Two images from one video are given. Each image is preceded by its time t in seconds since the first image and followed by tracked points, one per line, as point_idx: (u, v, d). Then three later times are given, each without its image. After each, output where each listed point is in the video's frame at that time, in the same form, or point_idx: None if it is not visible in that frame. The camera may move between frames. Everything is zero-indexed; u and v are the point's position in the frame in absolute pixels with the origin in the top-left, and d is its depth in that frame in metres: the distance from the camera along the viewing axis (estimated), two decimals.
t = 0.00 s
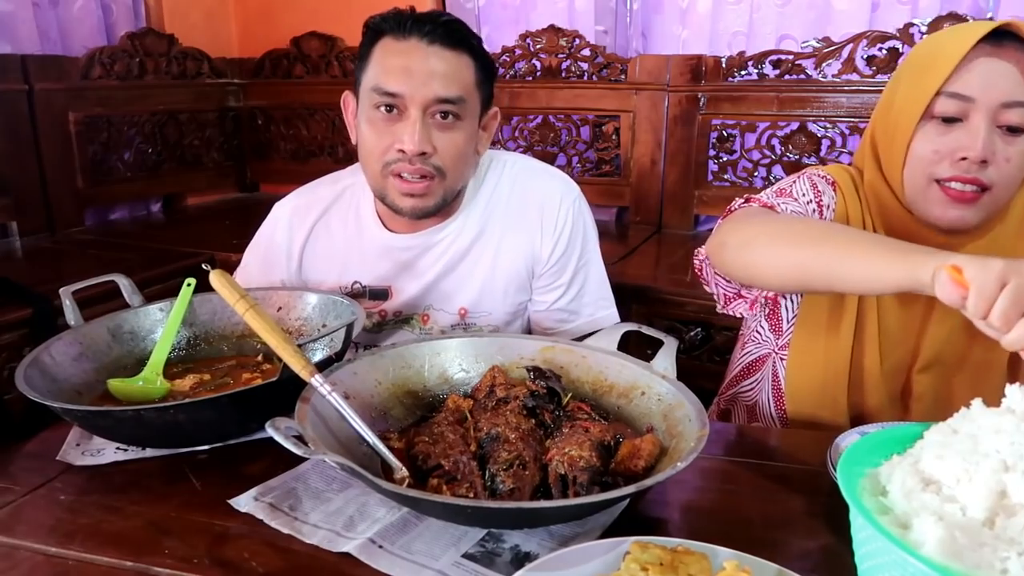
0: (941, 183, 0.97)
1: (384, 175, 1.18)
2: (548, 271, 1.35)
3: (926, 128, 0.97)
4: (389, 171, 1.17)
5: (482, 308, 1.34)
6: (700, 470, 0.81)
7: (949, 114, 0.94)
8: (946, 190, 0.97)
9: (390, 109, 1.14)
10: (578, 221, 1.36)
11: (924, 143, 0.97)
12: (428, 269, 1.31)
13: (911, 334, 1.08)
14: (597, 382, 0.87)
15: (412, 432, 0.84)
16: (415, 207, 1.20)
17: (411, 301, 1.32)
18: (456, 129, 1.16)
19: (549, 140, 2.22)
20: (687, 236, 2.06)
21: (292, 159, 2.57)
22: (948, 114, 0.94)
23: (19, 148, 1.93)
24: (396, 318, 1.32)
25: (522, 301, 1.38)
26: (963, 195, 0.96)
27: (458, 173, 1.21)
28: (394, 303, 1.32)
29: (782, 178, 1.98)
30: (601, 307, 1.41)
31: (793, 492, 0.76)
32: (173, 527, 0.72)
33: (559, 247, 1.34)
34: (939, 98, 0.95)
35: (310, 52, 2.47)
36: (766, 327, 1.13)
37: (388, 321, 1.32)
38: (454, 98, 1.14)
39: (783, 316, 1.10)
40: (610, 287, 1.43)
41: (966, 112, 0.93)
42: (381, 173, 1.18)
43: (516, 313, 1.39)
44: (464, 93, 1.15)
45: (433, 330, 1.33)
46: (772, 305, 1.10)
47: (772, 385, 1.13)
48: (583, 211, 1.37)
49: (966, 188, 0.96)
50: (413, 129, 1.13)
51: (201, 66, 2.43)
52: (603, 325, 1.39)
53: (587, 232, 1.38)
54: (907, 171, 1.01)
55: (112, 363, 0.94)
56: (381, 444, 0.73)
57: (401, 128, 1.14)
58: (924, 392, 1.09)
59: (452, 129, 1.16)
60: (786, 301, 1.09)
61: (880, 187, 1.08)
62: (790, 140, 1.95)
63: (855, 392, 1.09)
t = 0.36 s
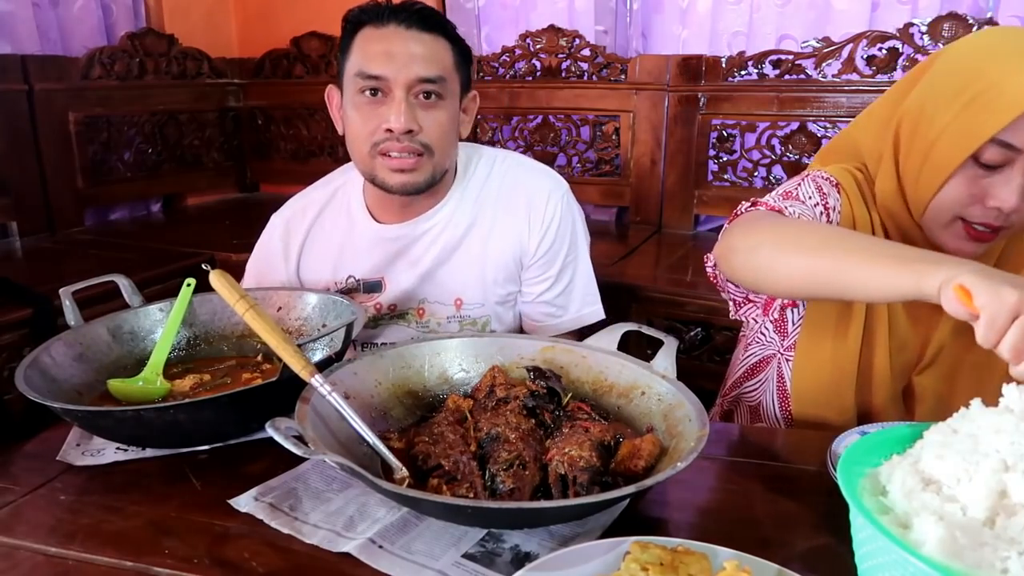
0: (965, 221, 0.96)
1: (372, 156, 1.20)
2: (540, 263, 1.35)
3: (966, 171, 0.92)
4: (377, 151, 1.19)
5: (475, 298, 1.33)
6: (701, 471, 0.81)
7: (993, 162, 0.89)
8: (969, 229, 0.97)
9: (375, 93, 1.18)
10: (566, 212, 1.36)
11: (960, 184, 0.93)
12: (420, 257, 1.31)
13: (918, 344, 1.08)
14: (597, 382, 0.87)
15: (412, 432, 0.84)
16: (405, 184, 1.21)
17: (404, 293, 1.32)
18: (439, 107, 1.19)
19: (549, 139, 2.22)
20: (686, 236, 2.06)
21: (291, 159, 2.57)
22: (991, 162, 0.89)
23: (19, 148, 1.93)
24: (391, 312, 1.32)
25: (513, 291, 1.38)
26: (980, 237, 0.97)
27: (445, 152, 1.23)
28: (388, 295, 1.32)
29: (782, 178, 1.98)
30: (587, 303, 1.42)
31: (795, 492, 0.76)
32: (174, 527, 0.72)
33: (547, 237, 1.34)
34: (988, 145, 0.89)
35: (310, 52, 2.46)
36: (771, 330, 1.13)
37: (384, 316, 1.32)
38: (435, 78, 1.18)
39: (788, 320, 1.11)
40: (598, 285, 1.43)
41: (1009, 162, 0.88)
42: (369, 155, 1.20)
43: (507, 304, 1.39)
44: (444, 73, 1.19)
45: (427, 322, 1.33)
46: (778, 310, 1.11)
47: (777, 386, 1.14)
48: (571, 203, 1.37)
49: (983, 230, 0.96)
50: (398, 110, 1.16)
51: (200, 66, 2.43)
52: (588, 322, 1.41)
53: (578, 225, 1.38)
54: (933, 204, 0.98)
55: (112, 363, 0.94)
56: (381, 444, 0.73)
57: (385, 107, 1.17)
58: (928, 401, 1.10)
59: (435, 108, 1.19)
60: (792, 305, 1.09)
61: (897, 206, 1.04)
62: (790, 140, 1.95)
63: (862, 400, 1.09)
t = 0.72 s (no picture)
0: (972, 206, 0.96)
1: (379, 154, 1.21)
2: (534, 258, 1.35)
3: (969, 151, 0.93)
4: (384, 149, 1.20)
5: (471, 292, 1.33)
6: (702, 471, 0.81)
7: (993, 139, 0.91)
8: (977, 214, 0.96)
9: (379, 93, 1.17)
10: (560, 208, 1.36)
11: (962, 165, 0.94)
12: (414, 250, 1.32)
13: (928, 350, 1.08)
14: (597, 382, 0.87)
15: (412, 432, 0.84)
16: (412, 179, 1.22)
17: (400, 287, 1.32)
18: (441, 103, 1.20)
19: (549, 139, 2.22)
20: (686, 236, 2.06)
21: (291, 159, 2.57)
22: (991, 138, 0.91)
23: (18, 148, 1.93)
24: (387, 307, 1.32)
25: (508, 286, 1.38)
26: (992, 221, 0.95)
27: (447, 145, 1.24)
28: (383, 289, 1.32)
29: (782, 178, 1.98)
30: (580, 300, 1.41)
31: (794, 492, 0.76)
32: (174, 527, 0.72)
33: (542, 233, 1.33)
34: (986, 122, 0.90)
35: (310, 52, 2.46)
36: (779, 333, 1.14)
37: (379, 310, 1.32)
38: (437, 75, 1.18)
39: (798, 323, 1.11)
40: (590, 281, 1.42)
41: (1010, 138, 0.89)
42: (375, 153, 1.21)
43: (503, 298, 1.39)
44: (443, 68, 1.19)
45: (423, 318, 1.32)
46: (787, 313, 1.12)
47: (785, 389, 1.14)
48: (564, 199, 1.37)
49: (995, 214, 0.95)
50: (405, 108, 1.16)
51: (201, 66, 2.43)
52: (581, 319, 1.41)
53: (573, 221, 1.38)
54: (938, 190, 0.99)
55: (112, 363, 0.94)
56: (381, 444, 0.73)
57: (391, 106, 1.17)
58: (937, 406, 1.10)
59: (437, 104, 1.19)
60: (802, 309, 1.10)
61: (903, 203, 1.05)
62: (790, 140, 1.95)
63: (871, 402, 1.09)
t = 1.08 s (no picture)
0: (956, 184, 0.95)
1: (315, 153, 1.23)
2: (527, 246, 1.35)
3: (945, 129, 0.94)
4: (317, 149, 1.22)
5: (463, 282, 1.33)
6: (703, 471, 0.81)
7: (965, 114, 0.91)
8: (962, 191, 0.95)
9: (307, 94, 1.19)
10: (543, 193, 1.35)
11: (940, 144, 0.94)
12: (400, 241, 1.32)
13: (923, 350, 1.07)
14: (597, 382, 0.87)
15: (412, 432, 0.83)
16: (349, 176, 1.24)
17: (390, 280, 1.32)
18: (368, 100, 1.19)
19: (549, 140, 2.22)
20: (686, 236, 2.06)
21: (291, 159, 2.57)
22: (965, 114, 0.91)
23: (18, 147, 1.93)
24: (380, 297, 1.33)
25: (505, 275, 1.37)
26: (978, 197, 0.94)
27: (384, 141, 1.23)
28: (371, 282, 1.32)
29: (782, 178, 1.98)
30: (587, 275, 1.42)
31: (793, 491, 0.77)
32: (174, 526, 0.72)
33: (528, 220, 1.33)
34: (957, 99, 0.91)
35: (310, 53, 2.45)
36: (774, 335, 1.15)
37: (373, 300, 1.33)
38: (358, 73, 1.17)
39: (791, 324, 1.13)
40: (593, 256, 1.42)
41: (982, 113, 0.90)
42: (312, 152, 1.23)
43: (501, 288, 1.37)
44: (366, 65, 1.18)
45: (416, 309, 1.32)
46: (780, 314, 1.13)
47: (781, 390, 1.14)
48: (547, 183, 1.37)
49: (980, 190, 0.94)
50: (325, 108, 1.17)
51: (201, 66, 2.43)
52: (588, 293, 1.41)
53: (565, 208, 1.37)
54: (921, 173, 0.99)
55: (112, 363, 0.94)
56: (381, 444, 0.74)
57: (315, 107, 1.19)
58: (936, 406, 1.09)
59: (364, 102, 1.19)
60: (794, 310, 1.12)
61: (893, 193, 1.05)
62: (790, 140, 1.95)
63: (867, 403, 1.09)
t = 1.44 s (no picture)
0: (941, 173, 0.97)
1: (317, 139, 1.24)
2: (523, 230, 1.34)
3: (925, 120, 0.96)
4: (320, 134, 1.23)
5: (458, 269, 1.32)
6: (702, 471, 0.81)
7: (944, 104, 0.94)
8: (947, 179, 0.96)
9: (310, 79, 1.22)
10: (535, 179, 1.35)
11: (922, 135, 0.96)
12: (388, 229, 1.31)
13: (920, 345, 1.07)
14: (597, 382, 0.87)
15: (412, 432, 0.83)
16: (353, 161, 1.24)
17: (386, 271, 1.31)
18: (371, 83, 1.22)
19: (549, 139, 2.22)
20: (686, 236, 2.06)
21: (291, 159, 2.57)
22: (944, 104, 0.94)
23: (18, 147, 1.93)
24: (375, 290, 1.32)
25: (503, 261, 1.37)
26: (963, 183, 0.95)
27: (387, 124, 1.25)
28: (364, 273, 1.32)
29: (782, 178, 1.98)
30: (579, 253, 1.41)
31: (793, 492, 0.76)
32: (174, 526, 0.72)
33: (524, 202, 1.33)
34: (935, 90, 0.95)
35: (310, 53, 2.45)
36: (769, 333, 1.14)
37: (367, 291, 1.32)
38: (362, 56, 1.21)
39: (785, 322, 1.13)
40: (581, 232, 1.41)
41: (960, 102, 0.93)
42: (314, 138, 1.24)
43: (498, 273, 1.37)
44: (370, 49, 1.22)
45: (412, 299, 1.32)
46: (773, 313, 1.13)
47: (780, 388, 1.14)
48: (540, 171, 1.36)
49: (965, 176, 0.95)
50: (331, 91, 1.20)
51: (201, 66, 2.43)
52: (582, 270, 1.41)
53: (560, 193, 1.37)
54: (906, 164, 1.00)
55: (112, 363, 0.94)
56: (381, 444, 0.74)
57: (317, 91, 1.21)
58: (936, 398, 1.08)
59: (368, 84, 1.22)
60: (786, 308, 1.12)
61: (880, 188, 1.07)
62: (790, 140, 1.95)
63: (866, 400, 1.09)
